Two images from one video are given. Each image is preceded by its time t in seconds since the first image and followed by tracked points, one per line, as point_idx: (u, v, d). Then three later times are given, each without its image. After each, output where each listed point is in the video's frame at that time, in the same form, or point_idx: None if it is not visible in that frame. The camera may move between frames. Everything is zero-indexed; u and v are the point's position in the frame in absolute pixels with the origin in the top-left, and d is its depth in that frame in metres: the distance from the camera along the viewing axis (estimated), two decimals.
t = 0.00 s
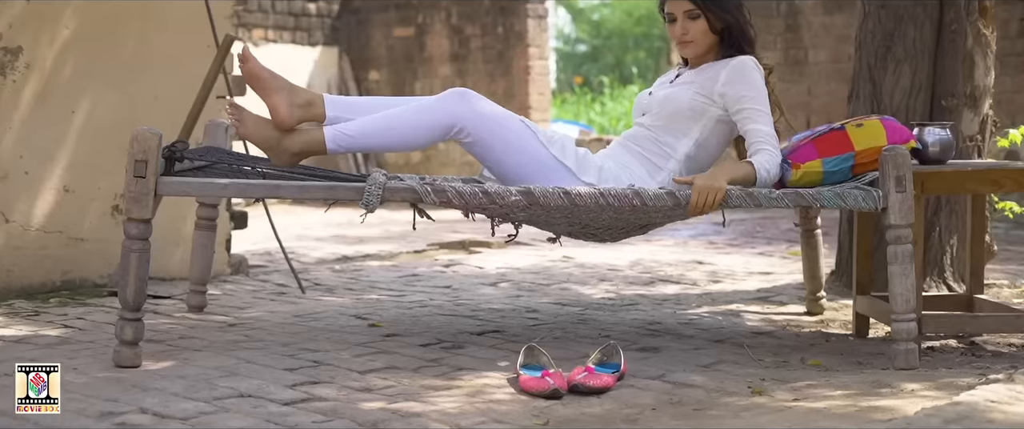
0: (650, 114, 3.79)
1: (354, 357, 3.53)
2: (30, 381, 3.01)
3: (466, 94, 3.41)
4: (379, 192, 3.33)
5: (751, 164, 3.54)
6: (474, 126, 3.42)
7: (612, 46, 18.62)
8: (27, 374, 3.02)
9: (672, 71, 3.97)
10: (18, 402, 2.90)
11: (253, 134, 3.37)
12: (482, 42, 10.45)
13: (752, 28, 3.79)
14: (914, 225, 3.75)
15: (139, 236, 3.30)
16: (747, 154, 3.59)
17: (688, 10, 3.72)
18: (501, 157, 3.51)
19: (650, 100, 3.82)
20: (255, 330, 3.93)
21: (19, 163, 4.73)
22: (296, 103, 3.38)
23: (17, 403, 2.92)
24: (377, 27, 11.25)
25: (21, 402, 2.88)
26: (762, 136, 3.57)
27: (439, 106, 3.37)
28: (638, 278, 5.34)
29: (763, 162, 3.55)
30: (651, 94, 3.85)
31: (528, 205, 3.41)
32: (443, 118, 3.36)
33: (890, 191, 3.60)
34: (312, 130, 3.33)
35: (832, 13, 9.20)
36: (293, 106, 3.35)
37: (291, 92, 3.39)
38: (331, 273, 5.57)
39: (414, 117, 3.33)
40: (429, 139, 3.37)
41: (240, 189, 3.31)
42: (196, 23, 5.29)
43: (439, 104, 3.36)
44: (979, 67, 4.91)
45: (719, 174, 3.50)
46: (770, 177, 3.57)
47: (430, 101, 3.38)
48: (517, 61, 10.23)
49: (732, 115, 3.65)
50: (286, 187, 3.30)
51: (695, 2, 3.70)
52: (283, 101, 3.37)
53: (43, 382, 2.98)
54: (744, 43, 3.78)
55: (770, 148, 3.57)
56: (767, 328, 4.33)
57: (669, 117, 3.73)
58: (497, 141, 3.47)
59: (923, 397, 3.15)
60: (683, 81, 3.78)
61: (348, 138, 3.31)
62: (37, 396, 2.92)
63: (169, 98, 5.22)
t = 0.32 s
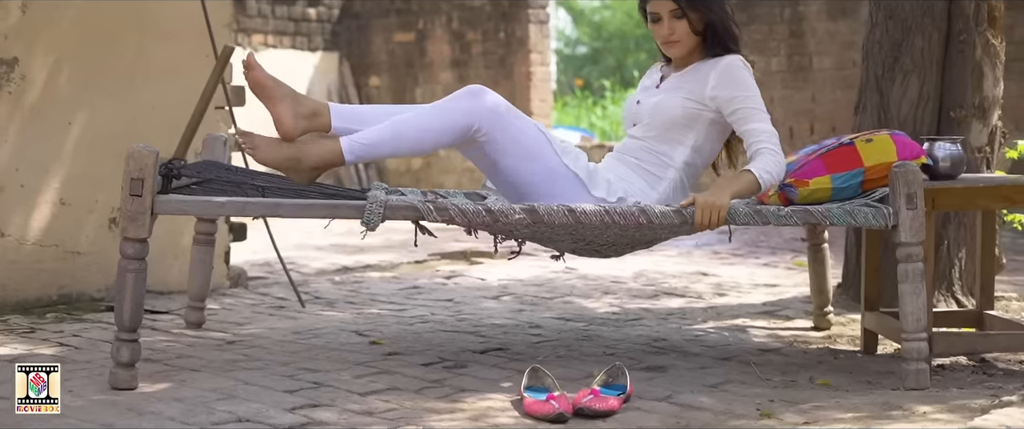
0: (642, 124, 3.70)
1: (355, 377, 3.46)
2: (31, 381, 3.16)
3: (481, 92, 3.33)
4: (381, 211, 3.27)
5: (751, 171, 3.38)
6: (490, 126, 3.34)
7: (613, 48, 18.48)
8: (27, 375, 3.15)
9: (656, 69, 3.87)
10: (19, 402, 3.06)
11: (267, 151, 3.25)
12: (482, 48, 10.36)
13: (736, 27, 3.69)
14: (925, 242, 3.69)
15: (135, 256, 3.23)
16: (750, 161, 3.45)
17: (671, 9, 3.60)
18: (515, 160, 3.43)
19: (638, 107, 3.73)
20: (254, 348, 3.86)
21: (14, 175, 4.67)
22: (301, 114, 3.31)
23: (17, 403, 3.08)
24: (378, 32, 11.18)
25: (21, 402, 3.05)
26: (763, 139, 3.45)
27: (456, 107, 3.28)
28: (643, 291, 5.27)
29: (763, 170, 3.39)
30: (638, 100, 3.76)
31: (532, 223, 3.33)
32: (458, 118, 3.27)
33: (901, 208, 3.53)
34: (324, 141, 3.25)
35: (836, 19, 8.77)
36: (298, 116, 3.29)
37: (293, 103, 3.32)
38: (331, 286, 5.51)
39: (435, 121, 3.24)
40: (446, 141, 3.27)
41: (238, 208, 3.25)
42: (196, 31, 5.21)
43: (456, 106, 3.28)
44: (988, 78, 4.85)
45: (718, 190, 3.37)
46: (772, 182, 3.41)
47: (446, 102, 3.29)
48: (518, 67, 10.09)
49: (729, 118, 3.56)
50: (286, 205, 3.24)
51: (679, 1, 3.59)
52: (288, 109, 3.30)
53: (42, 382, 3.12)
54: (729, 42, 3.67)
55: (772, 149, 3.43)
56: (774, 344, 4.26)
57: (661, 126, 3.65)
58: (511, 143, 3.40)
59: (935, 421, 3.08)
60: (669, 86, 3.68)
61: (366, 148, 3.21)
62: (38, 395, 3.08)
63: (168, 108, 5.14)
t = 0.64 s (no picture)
0: (636, 133, 3.63)
1: (353, 398, 3.39)
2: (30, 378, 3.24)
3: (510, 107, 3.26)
4: (380, 229, 3.21)
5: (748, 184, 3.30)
6: (519, 142, 3.28)
7: (613, 51, 18.11)
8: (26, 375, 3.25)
9: (638, 74, 3.79)
10: (19, 401, 3.18)
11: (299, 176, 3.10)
12: (482, 54, 10.28)
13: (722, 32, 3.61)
14: (934, 260, 3.63)
15: (129, 275, 3.17)
16: (746, 170, 3.38)
17: (659, 11, 3.51)
18: (535, 176, 3.37)
19: (627, 116, 3.65)
20: (251, 366, 3.79)
21: (8, 189, 4.61)
22: (316, 140, 3.24)
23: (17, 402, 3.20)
24: (377, 38, 11.10)
25: (22, 402, 3.18)
26: (761, 148, 3.38)
27: (486, 123, 3.21)
28: (646, 305, 5.20)
29: (761, 181, 3.31)
30: (626, 108, 3.67)
31: (533, 241, 3.26)
32: (487, 135, 3.21)
33: (910, 225, 3.46)
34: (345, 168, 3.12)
35: (840, 26, 8.67)
36: (312, 143, 3.23)
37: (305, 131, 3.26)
38: (330, 298, 5.44)
39: (469, 139, 3.19)
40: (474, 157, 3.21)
41: (234, 227, 3.19)
42: (191, 39, 5.16)
43: (486, 121, 3.22)
44: (996, 88, 4.80)
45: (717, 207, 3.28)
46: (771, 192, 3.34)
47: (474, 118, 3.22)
48: (517, 72, 10.01)
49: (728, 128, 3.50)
50: (282, 224, 3.18)
51: (667, 3, 3.50)
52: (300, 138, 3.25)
53: (42, 381, 3.22)
54: (716, 45, 3.59)
55: (769, 159, 3.36)
56: (780, 361, 4.19)
57: (659, 137, 3.57)
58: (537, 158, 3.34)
59: None
60: (660, 93, 3.60)
61: (393, 171, 3.13)
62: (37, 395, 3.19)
63: (165, 117, 5.08)
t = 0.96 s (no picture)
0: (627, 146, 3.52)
1: (350, 422, 3.32)
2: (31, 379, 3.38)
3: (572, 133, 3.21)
4: (377, 249, 3.13)
5: (746, 197, 3.22)
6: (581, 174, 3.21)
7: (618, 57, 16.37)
8: (27, 374, 3.40)
9: (619, 82, 3.67)
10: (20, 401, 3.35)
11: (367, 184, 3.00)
12: (482, 62, 10.15)
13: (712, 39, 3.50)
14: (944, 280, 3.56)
15: (120, 298, 3.10)
16: (741, 183, 3.30)
17: (649, 18, 3.40)
18: (584, 202, 3.29)
19: (619, 128, 3.54)
20: (246, 387, 3.72)
21: None
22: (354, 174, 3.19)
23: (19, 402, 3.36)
24: (376, 46, 10.95)
25: (22, 402, 3.35)
26: (755, 157, 3.30)
27: (555, 152, 3.14)
28: (648, 321, 5.12)
29: (760, 195, 3.23)
30: (616, 120, 3.56)
31: (535, 262, 3.19)
32: (546, 165, 3.13)
33: (919, 244, 3.39)
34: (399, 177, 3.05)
35: (843, 35, 8.58)
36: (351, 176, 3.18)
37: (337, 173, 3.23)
38: (328, 313, 5.35)
39: (529, 167, 3.11)
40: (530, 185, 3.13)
41: (229, 247, 3.11)
42: (185, 54, 5.08)
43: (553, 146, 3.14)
44: (1005, 101, 4.69)
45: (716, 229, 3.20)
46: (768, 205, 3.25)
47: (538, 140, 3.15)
48: (518, 81, 9.90)
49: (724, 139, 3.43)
50: (278, 244, 3.11)
51: (657, 9, 3.38)
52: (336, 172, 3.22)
53: (42, 381, 3.37)
54: (705, 53, 3.48)
55: (765, 167, 3.28)
56: (786, 380, 4.11)
57: (658, 153, 3.47)
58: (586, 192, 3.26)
59: None
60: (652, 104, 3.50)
61: (450, 189, 3.04)
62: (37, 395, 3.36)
63: (160, 134, 5.01)
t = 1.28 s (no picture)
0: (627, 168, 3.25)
1: None
2: (31, 380, 3.64)
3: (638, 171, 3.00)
4: (374, 279, 3.03)
5: (744, 222, 3.03)
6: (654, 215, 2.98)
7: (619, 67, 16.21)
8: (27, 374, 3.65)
9: (607, 100, 3.41)
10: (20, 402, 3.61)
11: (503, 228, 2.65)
12: (483, 77, 10.06)
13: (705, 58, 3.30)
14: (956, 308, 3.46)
15: (111, 329, 3.02)
16: (731, 206, 3.11)
17: (645, 37, 3.17)
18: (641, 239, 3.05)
19: (616, 149, 3.28)
20: (241, 416, 3.64)
21: None
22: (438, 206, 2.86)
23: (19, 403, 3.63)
24: (375, 61, 10.85)
25: (22, 402, 3.61)
26: (745, 179, 3.11)
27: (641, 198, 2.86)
28: (651, 344, 5.04)
29: (756, 219, 3.05)
30: (612, 141, 3.30)
31: (536, 291, 3.07)
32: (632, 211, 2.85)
33: (930, 271, 3.29)
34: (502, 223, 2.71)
35: (846, 51, 8.51)
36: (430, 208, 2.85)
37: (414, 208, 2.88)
38: (325, 336, 5.27)
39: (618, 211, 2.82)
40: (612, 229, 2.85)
41: (223, 275, 3.02)
42: (182, 71, 5.01)
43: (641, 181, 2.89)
44: (1014, 121, 4.61)
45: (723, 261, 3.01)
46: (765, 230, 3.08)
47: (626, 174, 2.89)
48: (518, 97, 9.80)
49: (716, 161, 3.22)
50: (274, 272, 3.02)
51: (654, 27, 3.16)
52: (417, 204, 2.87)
53: (42, 381, 3.64)
54: (698, 73, 3.29)
55: (757, 189, 3.10)
56: (792, 408, 4.03)
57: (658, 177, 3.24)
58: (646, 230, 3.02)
59: None
60: (649, 125, 3.27)
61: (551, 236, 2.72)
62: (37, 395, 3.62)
63: (157, 151, 4.93)
